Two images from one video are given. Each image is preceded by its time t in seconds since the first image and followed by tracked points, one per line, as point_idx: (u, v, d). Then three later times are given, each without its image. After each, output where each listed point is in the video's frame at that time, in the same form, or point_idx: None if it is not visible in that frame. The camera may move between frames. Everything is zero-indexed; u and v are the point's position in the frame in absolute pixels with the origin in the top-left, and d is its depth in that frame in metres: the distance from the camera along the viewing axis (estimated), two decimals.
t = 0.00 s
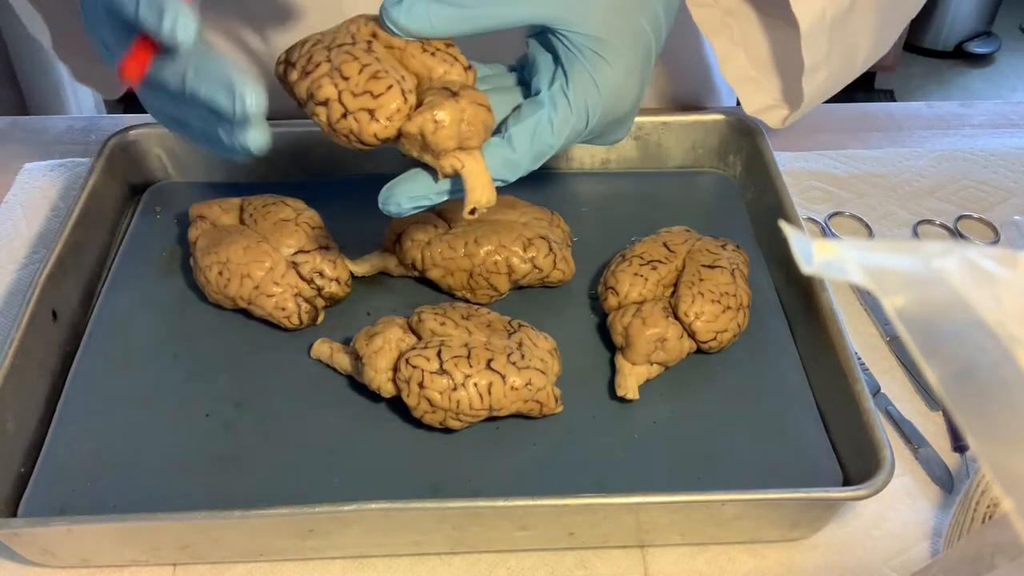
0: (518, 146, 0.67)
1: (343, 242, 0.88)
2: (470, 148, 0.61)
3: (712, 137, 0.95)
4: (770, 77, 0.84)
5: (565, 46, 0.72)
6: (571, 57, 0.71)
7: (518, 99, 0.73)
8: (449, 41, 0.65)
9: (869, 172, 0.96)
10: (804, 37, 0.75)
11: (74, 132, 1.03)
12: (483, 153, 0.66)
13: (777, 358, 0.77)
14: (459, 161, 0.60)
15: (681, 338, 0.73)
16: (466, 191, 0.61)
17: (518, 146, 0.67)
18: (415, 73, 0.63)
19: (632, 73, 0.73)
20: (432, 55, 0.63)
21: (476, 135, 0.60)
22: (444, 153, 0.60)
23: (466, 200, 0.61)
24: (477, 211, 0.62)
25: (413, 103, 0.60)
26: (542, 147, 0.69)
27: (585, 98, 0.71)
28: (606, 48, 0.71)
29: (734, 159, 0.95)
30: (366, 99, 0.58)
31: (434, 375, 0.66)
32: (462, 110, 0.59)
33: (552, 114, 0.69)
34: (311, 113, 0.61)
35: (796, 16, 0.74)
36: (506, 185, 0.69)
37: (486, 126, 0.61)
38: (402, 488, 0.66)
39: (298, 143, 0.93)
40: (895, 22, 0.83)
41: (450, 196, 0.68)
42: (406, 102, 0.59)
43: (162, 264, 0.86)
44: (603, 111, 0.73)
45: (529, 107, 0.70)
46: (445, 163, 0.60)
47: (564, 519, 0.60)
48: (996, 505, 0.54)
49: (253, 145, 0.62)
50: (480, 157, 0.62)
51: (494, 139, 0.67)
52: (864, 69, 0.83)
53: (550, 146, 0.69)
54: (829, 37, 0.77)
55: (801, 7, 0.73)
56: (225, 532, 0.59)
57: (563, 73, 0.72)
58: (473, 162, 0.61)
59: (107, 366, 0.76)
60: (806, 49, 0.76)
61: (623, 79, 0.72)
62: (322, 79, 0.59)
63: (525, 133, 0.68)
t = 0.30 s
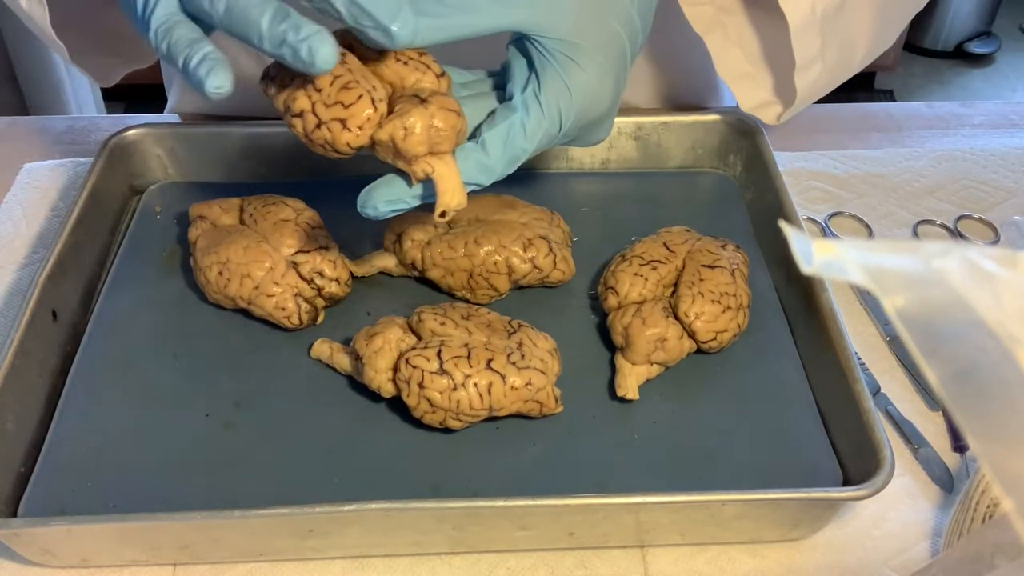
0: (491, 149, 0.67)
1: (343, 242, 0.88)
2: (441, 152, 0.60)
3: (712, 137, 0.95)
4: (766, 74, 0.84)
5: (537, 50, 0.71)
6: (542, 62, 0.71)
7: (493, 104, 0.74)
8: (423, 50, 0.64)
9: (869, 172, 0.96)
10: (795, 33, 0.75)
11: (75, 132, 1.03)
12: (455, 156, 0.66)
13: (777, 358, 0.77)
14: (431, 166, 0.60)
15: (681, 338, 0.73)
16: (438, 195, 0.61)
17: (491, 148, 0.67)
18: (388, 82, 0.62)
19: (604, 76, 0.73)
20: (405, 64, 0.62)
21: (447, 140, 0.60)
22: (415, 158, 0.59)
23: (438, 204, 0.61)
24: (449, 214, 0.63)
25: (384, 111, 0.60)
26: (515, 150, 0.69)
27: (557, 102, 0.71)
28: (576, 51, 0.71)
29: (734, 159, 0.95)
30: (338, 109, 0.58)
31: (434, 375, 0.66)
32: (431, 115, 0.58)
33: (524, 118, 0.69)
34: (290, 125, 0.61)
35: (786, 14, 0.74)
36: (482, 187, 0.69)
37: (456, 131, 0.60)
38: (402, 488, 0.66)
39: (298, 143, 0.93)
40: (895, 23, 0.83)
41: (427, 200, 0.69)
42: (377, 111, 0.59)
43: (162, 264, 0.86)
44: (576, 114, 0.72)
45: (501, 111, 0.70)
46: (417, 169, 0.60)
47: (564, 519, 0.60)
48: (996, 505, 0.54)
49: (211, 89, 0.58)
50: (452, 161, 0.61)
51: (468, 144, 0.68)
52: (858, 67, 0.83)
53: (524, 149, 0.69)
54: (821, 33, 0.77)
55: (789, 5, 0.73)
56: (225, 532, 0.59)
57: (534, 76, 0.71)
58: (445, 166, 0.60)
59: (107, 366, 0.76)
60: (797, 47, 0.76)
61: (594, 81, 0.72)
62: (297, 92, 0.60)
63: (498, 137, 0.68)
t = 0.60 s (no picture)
0: (508, 143, 0.67)
1: (343, 242, 0.88)
2: (457, 144, 0.60)
3: (712, 137, 0.95)
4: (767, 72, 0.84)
5: (552, 44, 0.72)
6: (558, 55, 0.71)
7: (507, 97, 0.73)
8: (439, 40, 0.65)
9: (870, 172, 0.96)
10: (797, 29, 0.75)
11: (74, 132, 1.03)
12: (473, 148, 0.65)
13: (777, 358, 0.77)
14: (447, 158, 0.60)
15: (681, 338, 0.73)
16: (454, 186, 0.61)
17: (508, 142, 0.67)
18: (403, 73, 0.62)
19: (618, 70, 0.73)
20: (421, 55, 0.62)
21: (465, 132, 0.59)
22: (432, 150, 0.59)
23: (455, 196, 0.61)
24: (466, 206, 0.62)
25: (401, 102, 0.60)
26: (530, 145, 0.68)
27: (573, 95, 0.70)
28: (592, 45, 0.71)
29: (734, 159, 0.95)
30: (355, 99, 0.58)
31: (434, 375, 0.66)
32: (449, 107, 0.58)
33: (540, 110, 0.69)
34: (302, 114, 0.61)
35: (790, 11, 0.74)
36: (496, 180, 0.69)
37: (474, 123, 0.60)
38: (403, 488, 0.66)
39: (298, 143, 0.93)
40: (894, 19, 0.83)
41: (441, 190, 0.68)
42: (394, 102, 0.59)
43: (163, 264, 0.86)
44: (591, 106, 0.72)
45: (518, 104, 0.70)
46: (434, 160, 0.60)
47: (564, 519, 0.60)
48: (996, 505, 0.53)
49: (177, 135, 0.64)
50: (468, 153, 0.61)
51: (484, 136, 0.67)
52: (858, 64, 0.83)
53: (539, 142, 0.69)
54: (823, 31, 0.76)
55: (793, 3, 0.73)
56: (225, 532, 0.59)
57: (550, 69, 0.71)
58: (461, 158, 0.60)
59: (107, 366, 0.76)
60: (799, 43, 0.76)
61: (609, 75, 0.72)
62: (312, 81, 0.59)
63: (514, 129, 0.67)
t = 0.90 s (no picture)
0: (509, 141, 0.67)
1: (343, 242, 0.88)
2: (458, 143, 0.60)
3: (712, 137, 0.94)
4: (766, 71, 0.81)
5: (554, 44, 0.71)
6: (558, 56, 0.71)
7: (509, 95, 0.73)
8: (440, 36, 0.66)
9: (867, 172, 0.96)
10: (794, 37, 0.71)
11: (75, 133, 1.03)
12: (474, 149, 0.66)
13: (777, 359, 0.77)
14: (448, 157, 0.60)
15: (681, 338, 0.72)
16: (455, 186, 0.60)
17: (508, 140, 0.67)
18: (403, 69, 0.62)
19: (619, 72, 0.73)
20: (422, 52, 0.62)
21: (465, 131, 0.59)
22: (432, 150, 0.59)
23: (455, 194, 0.61)
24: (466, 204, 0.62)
25: (401, 100, 0.60)
26: (532, 143, 0.68)
27: (574, 97, 0.70)
28: (594, 46, 0.71)
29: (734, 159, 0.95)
30: (355, 96, 0.58)
31: (434, 375, 0.65)
32: (450, 106, 0.58)
33: (541, 110, 0.68)
34: (301, 110, 0.61)
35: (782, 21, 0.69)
36: (496, 179, 0.70)
37: (475, 122, 0.60)
38: (403, 488, 0.66)
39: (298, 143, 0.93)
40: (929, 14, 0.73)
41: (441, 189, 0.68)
42: (394, 99, 0.59)
43: (163, 264, 0.86)
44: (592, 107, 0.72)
45: (520, 103, 0.70)
46: (434, 159, 0.60)
47: (563, 519, 0.60)
48: (995, 505, 0.57)
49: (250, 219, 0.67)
50: (468, 152, 0.61)
51: (484, 135, 0.67)
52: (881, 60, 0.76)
53: (539, 142, 0.69)
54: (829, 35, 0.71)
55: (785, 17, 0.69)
56: (226, 532, 0.59)
57: (552, 69, 0.71)
58: (462, 156, 0.60)
59: (107, 366, 0.76)
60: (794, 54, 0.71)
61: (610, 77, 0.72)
62: (312, 77, 0.59)
63: (515, 129, 0.68)
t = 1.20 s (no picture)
0: (521, 140, 0.61)
1: (343, 243, 0.88)
2: (469, 143, 0.58)
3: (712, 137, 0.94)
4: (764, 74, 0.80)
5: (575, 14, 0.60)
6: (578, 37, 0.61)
7: (520, 95, 0.66)
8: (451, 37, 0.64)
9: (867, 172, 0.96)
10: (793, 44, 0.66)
11: (74, 132, 1.03)
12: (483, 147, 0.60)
13: (777, 358, 0.77)
14: (459, 156, 0.58)
15: (681, 338, 0.72)
16: (466, 186, 0.57)
17: (520, 139, 0.61)
18: (414, 69, 0.61)
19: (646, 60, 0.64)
20: (432, 51, 0.61)
21: (477, 130, 0.57)
22: (443, 149, 0.58)
23: (466, 195, 0.58)
24: (477, 207, 0.59)
25: (412, 99, 0.59)
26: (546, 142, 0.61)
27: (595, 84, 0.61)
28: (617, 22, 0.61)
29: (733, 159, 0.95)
30: (366, 96, 0.58)
31: (434, 375, 0.65)
32: (461, 104, 0.57)
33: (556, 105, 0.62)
34: (312, 111, 0.61)
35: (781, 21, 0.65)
36: (507, 180, 0.63)
37: (486, 121, 0.58)
38: (403, 488, 0.66)
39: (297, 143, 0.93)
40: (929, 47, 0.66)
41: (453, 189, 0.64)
42: (405, 99, 0.59)
43: (163, 264, 0.86)
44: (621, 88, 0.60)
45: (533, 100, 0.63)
46: (445, 159, 0.58)
47: (563, 519, 0.60)
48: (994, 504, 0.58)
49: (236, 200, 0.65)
50: (481, 151, 0.58)
51: (494, 134, 0.61)
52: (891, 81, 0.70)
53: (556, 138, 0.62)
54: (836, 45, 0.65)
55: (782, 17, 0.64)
56: (226, 532, 0.59)
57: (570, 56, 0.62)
58: (473, 156, 0.58)
59: (107, 366, 0.76)
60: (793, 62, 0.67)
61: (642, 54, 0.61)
62: (322, 77, 0.60)
63: (527, 127, 0.61)
